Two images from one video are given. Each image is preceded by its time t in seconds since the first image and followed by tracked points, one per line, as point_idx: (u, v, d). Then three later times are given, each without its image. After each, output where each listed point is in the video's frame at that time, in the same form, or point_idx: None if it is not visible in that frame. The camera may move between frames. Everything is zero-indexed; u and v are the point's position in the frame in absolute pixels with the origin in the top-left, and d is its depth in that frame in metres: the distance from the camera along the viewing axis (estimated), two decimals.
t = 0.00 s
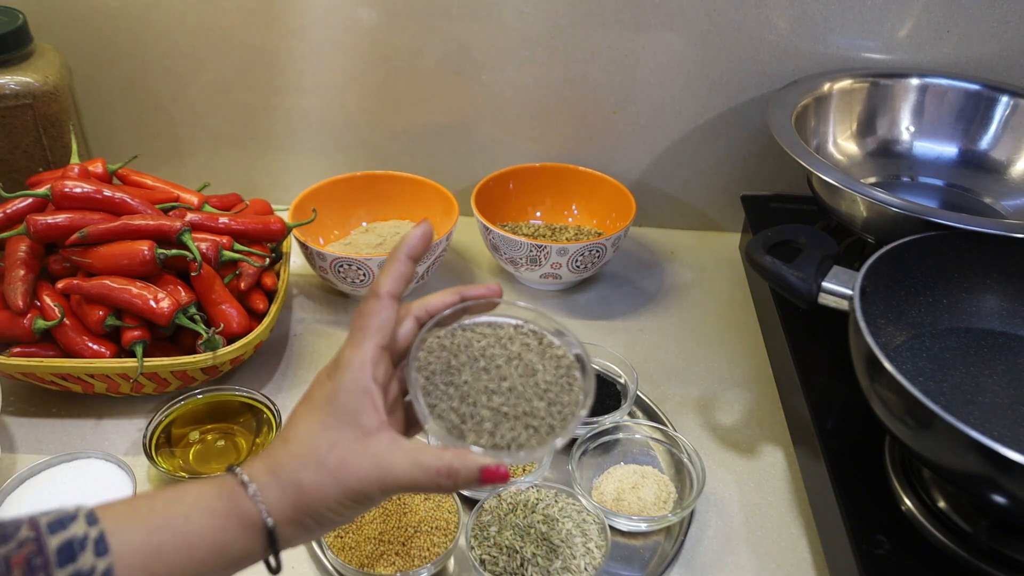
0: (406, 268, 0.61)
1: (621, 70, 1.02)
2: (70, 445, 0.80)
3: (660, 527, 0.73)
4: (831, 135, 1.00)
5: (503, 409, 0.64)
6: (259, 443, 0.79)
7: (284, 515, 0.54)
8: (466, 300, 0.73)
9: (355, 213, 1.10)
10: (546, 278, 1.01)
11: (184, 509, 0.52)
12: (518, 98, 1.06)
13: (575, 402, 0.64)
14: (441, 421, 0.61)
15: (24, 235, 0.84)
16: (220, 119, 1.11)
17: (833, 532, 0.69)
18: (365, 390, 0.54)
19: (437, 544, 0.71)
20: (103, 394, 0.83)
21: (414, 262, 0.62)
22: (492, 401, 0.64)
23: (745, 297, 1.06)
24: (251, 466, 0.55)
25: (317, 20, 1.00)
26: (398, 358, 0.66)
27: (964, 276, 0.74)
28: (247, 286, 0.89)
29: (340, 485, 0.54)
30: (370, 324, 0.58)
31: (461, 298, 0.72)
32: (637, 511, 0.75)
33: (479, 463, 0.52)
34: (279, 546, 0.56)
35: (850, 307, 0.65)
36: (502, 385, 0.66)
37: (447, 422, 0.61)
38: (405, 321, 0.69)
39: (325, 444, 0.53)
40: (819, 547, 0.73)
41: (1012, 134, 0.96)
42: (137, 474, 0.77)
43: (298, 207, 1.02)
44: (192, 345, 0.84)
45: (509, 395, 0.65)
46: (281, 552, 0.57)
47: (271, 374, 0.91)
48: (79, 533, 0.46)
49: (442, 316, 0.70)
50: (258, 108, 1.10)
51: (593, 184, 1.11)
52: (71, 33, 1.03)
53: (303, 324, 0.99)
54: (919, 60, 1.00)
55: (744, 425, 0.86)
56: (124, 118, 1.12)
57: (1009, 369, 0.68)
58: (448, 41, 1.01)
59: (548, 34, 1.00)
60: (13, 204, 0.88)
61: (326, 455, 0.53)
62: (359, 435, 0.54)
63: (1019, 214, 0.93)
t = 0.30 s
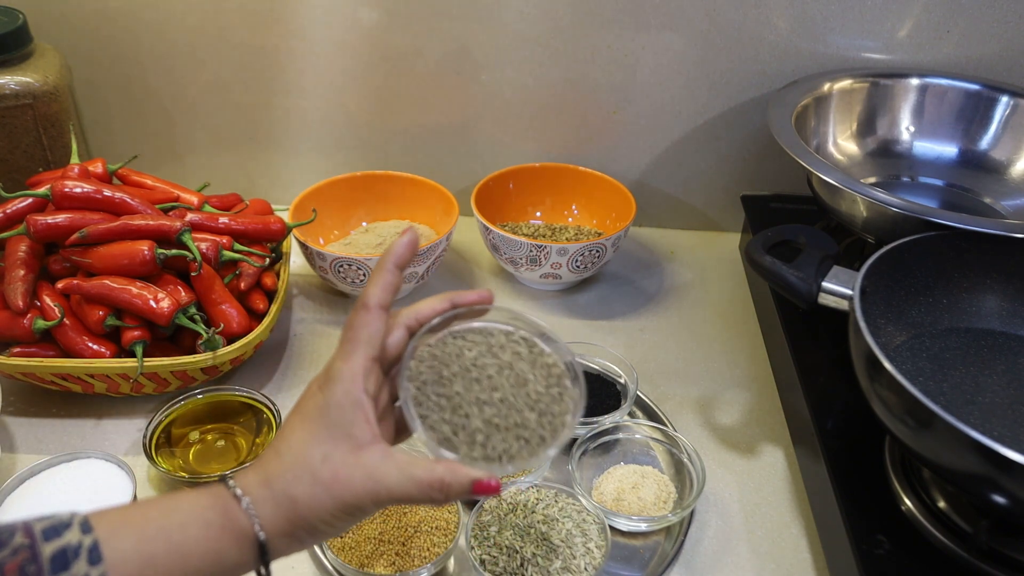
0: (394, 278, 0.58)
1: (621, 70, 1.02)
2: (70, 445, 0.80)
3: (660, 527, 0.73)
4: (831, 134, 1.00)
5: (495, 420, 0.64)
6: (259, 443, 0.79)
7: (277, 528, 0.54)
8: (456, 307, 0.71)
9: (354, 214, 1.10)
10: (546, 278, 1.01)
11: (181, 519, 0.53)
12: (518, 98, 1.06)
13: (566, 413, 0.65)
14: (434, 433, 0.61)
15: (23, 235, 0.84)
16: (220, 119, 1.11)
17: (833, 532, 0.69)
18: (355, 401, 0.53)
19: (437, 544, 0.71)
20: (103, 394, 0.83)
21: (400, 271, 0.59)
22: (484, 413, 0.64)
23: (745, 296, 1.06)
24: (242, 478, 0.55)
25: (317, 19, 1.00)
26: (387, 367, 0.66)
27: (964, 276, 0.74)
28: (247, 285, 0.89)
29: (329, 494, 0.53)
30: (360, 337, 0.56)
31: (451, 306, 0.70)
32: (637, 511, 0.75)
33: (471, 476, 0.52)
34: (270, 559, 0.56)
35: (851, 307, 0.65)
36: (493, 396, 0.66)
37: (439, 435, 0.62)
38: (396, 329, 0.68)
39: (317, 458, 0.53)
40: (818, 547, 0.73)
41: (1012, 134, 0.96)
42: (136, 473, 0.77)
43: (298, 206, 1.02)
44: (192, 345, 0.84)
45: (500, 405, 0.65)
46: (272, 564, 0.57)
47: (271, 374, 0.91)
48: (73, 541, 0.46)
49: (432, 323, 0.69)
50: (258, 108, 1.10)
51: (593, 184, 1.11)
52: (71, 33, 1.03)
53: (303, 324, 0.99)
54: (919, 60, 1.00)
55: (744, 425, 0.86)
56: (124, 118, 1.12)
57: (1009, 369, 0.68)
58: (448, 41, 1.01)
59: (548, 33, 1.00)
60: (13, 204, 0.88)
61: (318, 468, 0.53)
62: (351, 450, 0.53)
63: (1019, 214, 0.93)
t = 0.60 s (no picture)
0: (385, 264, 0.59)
1: (621, 70, 1.02)
2: (70, 445, 0.80)
3: (660, 527, 0.73)
4: (831, 135, 1.00)
5: (487, 436, 0.69)
6: (258, 443, 0.78)
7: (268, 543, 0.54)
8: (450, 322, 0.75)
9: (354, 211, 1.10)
10: (546, 278, 1.01)
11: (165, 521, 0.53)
12: (518, 98, 1.06)
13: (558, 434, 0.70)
14: (427, 448, 0.65)
15: (23, 235, 0.84)
16: (220, 119, 1.11)
17: (833, 532, 0.69)
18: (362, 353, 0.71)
19: (437, 543, 0.70)
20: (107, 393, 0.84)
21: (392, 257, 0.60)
22: (476, 430, 0.69)
23: (745, 296, 1.06)
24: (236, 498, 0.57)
25: (317, 19, 1.00)
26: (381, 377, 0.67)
27: (964, 276, 0.74)
28: (247, 285, 0.89)
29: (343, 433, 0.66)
30: (359, 349, 0.72)
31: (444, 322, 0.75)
32: (637, 511, 0.75)
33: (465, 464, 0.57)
34: None
35: (851, 307, 0.65)
36: (486, 413, 0.70)
37: (433, 450, 0.66)
38: (391, 346, 0.71)
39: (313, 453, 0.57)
40: (818, 548, 0.73)
41: (1012, 134, 0.96)
42: (137, 474, 0.77)
43: (298, 206, 1.02)
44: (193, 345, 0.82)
45: (492, 422, 0.70)
46: None
47: (271, 374, 0.91)
48: (64, 554, 0.46)
49: (427, 336, 0.73)
50: (258, 108, 1.10)
51: (593, 184, 1.11)
52: (71, 33, 1.03)
53: (303, 324, 0.99)
54: (919, 60, 1.00)
55: (744, 425, 0.86)
56: (124, 118, 1.12)
57: (1008, 369, 0.68)
58: (448, 41, 1.01)
59: (548, 33, 1.00)
60: (13, 204, 0.87)
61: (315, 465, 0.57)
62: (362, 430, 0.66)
63: (1019, 214, 0.93)
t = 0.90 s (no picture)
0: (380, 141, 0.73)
1: (622, 70, 1.02)
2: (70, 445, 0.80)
3: (660, 527, 0.73)
4: (831, 134, 1.00)
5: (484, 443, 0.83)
6: (259, 443, 0.79)
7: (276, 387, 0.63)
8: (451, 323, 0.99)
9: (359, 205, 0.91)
10: (546, 278, 1.01)
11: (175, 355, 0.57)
12: (518, 98, 1.06)
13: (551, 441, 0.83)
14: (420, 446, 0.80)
15: (24, 235, 0.84)
16: (220, 120, 1.11)
17: (833, 532, 0.69)
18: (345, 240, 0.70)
19: (438, 544, 0.71)
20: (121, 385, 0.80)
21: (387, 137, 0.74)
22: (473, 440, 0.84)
23: (744, 296, 1.06)
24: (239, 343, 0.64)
25: (318, 19, 1.00)
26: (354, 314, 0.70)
27: (964, 276, 0.74)
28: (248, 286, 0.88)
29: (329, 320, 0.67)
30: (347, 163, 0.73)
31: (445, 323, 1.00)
32: (637, 511, 0.75)
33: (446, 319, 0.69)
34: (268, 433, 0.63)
35: (851, 308, 0.66)
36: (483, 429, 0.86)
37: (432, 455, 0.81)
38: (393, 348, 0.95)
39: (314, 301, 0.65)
40: (819, 548, 0.73)
41: (1012, 134, 0.96)
42: (137, 473, 0.77)
43: (299, 206, 0.99)
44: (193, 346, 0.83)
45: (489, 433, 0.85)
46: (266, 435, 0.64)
47: (271, 375, 0.91)
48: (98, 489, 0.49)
49: (427, 338, 0.96)
50: (258, 108, 1.10)
51: (593, 184, 1.11)
52: (71, 33, 1.03)
53: (302, 324, 0.99)
54: (919, 60, 1.00)
55: (744, 425, 0.86)
56: (125, 118, 1.12)
57: (1009, 369, 0.68)
58: (449, 40, 1.01)
59: (549, 33, 1.00)
60: (13, 204, 0.87)
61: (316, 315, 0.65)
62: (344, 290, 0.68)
63: (1019, 214, 0.93)
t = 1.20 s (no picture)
0: (367, 131, 0.65)
1: (621, 70, 1.02)
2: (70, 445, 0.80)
3: (660, 527, 0.73)
4: (831, 135, 1.00)
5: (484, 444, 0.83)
6: (259, 443, 0.79)
7: (257, 340, 0.57)
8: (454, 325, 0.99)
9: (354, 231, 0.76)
10: (546, 278, 1.01)
11: (162, 339, 0.52)
12: (518, 98, 1.06)
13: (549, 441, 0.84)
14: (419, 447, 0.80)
15: (24, 235, 0.84)
16: (220, 120, 1.11)
17: (833, 532, 0.69)
18: (332, 232, 0.61)
19: (438, 544, 0.71)
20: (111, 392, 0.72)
21: (373, 126, 0.66)
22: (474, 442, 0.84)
23: (744, 296, 1.06)
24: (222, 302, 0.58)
25: (318, 19, 1.00)
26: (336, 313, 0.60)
27: (964, 277, 0.74)
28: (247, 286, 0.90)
29: (312, 313, 0.59)
30: (337, 178, 0.64)
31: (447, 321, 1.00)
32: (637, 511, 0.75)
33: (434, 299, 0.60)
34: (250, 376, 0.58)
35: (851, 307, 0.66)
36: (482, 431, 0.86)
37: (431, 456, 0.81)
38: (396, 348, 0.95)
39: (297, 277, 0.59)
40: (819, 548, 0.73)
41: (1012, 134, 0.96)
42: (136, 474, 0.77)
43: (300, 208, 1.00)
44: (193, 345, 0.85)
45: (488, 434, 0.85)
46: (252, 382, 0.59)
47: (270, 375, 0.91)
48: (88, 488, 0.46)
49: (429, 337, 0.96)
50: (258, 108, 1.10)
51: (593, 184, 1.11)
52: (71, 33, 1.03)
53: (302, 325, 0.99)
54: (919, 60, 1.00)
55: (744, 425, 0.86)
56: (125, 118, 1.12)
57: (1009, 369, 0.68)
58: (448, 40, 1.01)
59: (549, 33, 1.00)
60: (13, 204, 0.87)
61: (300, 287, 0.58)
62: (329, 274, 0.60)
63: (1019, 214, 0.93)
